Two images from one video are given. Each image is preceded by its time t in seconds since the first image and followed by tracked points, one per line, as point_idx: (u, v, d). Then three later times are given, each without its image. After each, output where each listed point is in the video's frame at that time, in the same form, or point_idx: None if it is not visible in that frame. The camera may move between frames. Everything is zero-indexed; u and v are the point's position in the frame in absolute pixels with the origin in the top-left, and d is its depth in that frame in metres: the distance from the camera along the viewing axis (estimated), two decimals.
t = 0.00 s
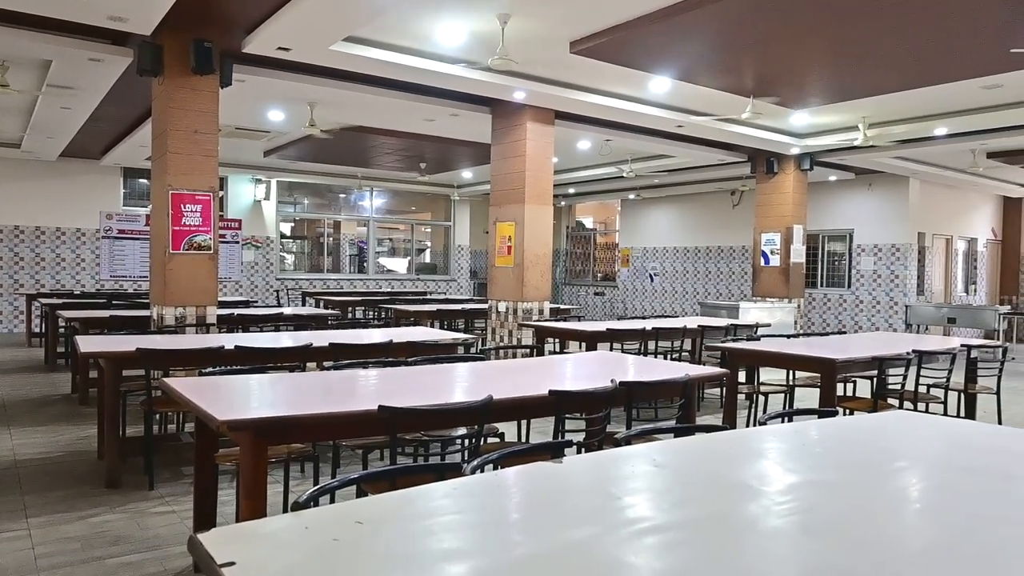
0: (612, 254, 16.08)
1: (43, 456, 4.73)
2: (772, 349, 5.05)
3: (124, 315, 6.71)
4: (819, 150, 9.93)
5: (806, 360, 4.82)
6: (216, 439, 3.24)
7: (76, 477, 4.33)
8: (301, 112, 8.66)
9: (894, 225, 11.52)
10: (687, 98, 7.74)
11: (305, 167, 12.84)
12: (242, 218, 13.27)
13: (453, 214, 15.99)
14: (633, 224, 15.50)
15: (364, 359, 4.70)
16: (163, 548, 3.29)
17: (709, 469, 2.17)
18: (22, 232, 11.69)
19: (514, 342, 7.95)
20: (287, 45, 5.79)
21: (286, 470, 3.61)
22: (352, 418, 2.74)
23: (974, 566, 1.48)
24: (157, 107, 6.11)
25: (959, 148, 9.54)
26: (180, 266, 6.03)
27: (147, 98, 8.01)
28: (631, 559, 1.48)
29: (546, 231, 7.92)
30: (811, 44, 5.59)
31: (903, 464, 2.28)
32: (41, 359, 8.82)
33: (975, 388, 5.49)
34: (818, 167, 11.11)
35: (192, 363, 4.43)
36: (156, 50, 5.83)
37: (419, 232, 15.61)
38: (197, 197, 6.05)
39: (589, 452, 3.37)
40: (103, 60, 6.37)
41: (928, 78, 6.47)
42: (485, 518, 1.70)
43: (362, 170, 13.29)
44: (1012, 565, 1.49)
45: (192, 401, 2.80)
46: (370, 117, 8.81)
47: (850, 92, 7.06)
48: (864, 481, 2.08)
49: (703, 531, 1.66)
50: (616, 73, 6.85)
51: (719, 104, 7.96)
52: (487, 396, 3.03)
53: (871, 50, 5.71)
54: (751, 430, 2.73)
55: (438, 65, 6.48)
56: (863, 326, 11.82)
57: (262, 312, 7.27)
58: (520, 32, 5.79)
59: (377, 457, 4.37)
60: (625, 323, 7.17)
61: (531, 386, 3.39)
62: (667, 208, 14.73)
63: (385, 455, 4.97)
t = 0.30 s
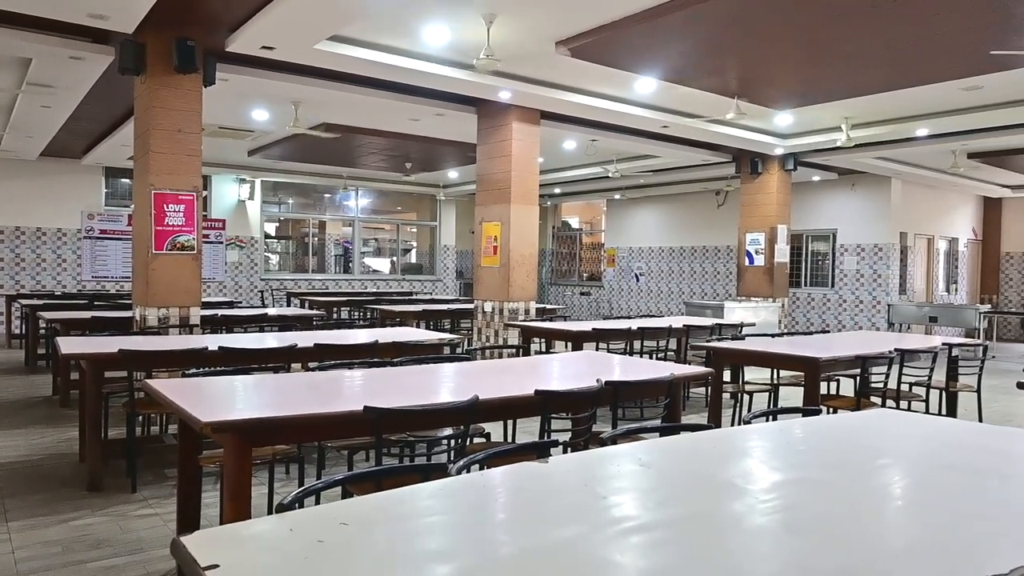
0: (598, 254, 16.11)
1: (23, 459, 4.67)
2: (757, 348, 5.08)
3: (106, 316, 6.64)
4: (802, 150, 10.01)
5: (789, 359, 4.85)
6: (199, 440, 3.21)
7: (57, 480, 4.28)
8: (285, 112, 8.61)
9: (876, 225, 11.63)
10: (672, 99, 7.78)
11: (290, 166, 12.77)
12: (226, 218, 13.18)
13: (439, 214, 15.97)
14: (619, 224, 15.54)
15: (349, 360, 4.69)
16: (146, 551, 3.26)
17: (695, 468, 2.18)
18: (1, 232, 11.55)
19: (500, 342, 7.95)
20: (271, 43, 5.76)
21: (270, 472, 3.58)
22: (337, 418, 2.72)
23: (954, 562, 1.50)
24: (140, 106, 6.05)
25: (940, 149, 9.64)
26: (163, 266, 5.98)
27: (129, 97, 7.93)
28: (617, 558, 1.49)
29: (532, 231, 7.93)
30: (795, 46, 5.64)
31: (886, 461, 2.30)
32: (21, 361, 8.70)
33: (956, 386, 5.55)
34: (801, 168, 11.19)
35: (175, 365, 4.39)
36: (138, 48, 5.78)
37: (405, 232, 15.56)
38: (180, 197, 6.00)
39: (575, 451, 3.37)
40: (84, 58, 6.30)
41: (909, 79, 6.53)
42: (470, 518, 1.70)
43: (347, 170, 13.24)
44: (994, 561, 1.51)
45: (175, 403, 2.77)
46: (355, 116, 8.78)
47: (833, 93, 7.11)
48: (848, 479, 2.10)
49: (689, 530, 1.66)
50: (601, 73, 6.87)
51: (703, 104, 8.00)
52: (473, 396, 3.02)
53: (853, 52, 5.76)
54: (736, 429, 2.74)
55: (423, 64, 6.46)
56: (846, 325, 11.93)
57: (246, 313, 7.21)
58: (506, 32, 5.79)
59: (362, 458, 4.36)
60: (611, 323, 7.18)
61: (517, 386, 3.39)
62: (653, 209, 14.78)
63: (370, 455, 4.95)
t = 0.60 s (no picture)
0: (581, 254, 16.15)
1: None
2: (738, 347, 5.12)
3: (84, 317, 6.56)
4: (783, 152, 10.10)
5: (770, 359, 4.90)
6: (180, 442, 3.18)
7: (35, 483, 4.22)
8: (267, 111, 8.56)
9: (856, 226, 11.75)
10: (654, 99, 7.81)
11: (272, 166, 12.69)
12: (207, 218, 13.06)
13: (422, 214, 15.94)
14: (602, 224, 15.59)
15: (332, 361, 4.66)
16: (125, 554, 3.22)
17: (677, 467, 2.19)
18: None
19: (484, 342, 7.94)
20: (252, 42, 5.72)
21: (251, 473, 3.56)
22: (319, 419, 2.71)
23: (931, 558, 1.52)
24: (119, 104, 5.98)
25: (918, 151, 9.77)
26: (143, 266, 5.91)
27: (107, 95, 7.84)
28: (600, 557, 1.49)
29: (515, 231, 7.93)
30: (777, 48, 5.69)
31: (865, 459, 2.33)
32: None
33: (934, 384, 5.62)
34: (782, 168, 11.29)
35: (155, 366, 4.35)
36: (117, 46, 5.72)
37: (388, 232, 15.52)
38: (160, 196, 5.94)
39: (558, 451, 3.38)
40: (62, 56, 6.22)
41: (888, 81, 6.61)
42: (454, 518, 1.70)
43: (330, 169, 13.18)
44: (970, 557, 1.53)
45: (155, 404, 2.74)
46: (338, 116, 8.74)
47: (813, 95, 7.18)
48: (828, 477, 2.12)
49: (672, 528, 1.68)
50: (585, 73, 6.89)
51: (685, 105, 8.05)
52: (456, 396, 3.02)
53: (833, 54, 5.83)
54: (718, 427, 2.76)
55: (406, 64, 6.45)
56: (827, 324, 12.05)
57: (227, 314, 7.15)
58: (488, 32, 5.79)
59: (345, 458, 4.34)
60: (594, 323, 7.20)
61: (500, 386, 3.39)
62: (636, 209, 14.84)
63: (353, 456, 4.93)
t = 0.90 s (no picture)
0: (562, 254, 16.19)
1: None
2: (717, 347, 5.16)
3: (58, 318, 6.46)
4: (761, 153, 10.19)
5: (749, 358, 4.94)
6: (156, 445, 3.14)
7: (7, 487, 4.14)
8: (246, 110, 8.49)
9: (833, 226, 11.89)
10: (634, 100, 7.85)
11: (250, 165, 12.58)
12: (184, 217, 12.91)
13: (402, 214, 15.88)
14: (582, 224, 15.63)
15: (311, 361, 4.63)
16: (99, 559, 3.18)
17: (656, 466, 2.20)
18: None
19: (464, 342, 7.93)
20: (230, 40, 5.67)
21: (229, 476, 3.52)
22: (298, 420, 2.69)
23: (907, 554, 1.55)
24: (94, 103, 5.90)
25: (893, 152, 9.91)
26: (118, 266, 5.83)
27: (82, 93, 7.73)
28: (580, 556, 1.50)
29: (496, 231, 7.92)
30: (755, 50, 5.75)
31: (843, 457, 2.36)
32: None
33: (909, 382, 5.70)
34: (761, 169, 11.39)
35: (131, 367, 4.30)
36: (92, 43, 5.64)
37: (368, 232, 15.44)
38: (136, 196, 5.87)
39: (538, 451, 3.39)
40: (35, 52, 6.14)
41: (864, 84, 6.69)
42: (435, 519, 1.69)
43: (309, 169, 13.10)
44: (945, 552, 1.56)
45: (131, 406, 2.71)
46: (317, 115, 8.69)
47: (790, 96, 7.25)
48: (807, 474, 2.15)
49: (652, 527, 1.69)
50: (565, 74, 6.90)
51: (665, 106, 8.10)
52: (436, 397, 3.01)
53: (810, 56, 5.90)
54: (698, 426, 2.78)
55: (386, 64, 6.43)
56: (804, 323, 12.17)
57: (205, 315, 7.08)
58: (468, 32, 5.79)
59: (324, 460, 4.32)
60: (575, 323, 7.21)
61: (481, 386, 3.39)
62: (616, 209, 14.91)
63: (333, 458, 4.90)
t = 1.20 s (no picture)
0: (544, 254, 16.21)
1: None
2: (697, 347, 5.19)
3: (33, 319, 6.37)
4: (741, 154, 10.28)
5: (728, 358, 4.98)
6: (134, 447, 3.10)
7: None
8: (225, 109, 8.41)
9: (811, 227, 12.02)
10: (615, 101, 7.88)
11: (230, 164, 12.47)
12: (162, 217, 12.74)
13: (384, 214, 15.82)
14: (564, 224, 15.66)
15: (292, 362, 4.60)
16: (76, 563, 3.13)
17: (637, 465, 2.21)
18: None
19: (446, 342, 7.91)
20: (208, 39, 5.61)
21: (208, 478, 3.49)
22: (278, 421, 2.67)
23: (885, 552, 1.57)
24: (69, 101, 5.82)
25: (870, 154, 10.03)
26: (95, 266, 5.76)
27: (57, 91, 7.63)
28: (562, 556, 1.50)
29: (477, 231, 7.92)
30: (734, 52, 5.80)
31: (821, 455, 2.39)
32: None
33: (885, 381, 5.77)
34: (740, 171, 11.49)
35: (108, 368, 4.23)
36: (67, 40, 5.56)
37: (349, 232, 15.37)
38: (113, 196, 5.79)
39: (520, 451, 3.38)
40: (8, 49, 6.05)
41: (841, 87, 6.77)
42: (418, 520, 1.69)
43: (290, 168, 13.02)
44: (920, 549, 1.59)
45: (107, 408, 2.67)
46: (297, 115, 8.64)
47: (769, 98, 7.32)
48: (785, 473, 2.17)
49: (633, 526, 1.69)
50: (546, 74, 6.92)
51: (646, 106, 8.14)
52: (418, 397, 3.00)
53: (788, 59, 5.96)
54: (679, 426, 2.79)
55: (368, 63, 6.40)
56: (783, 323, 12.29)
57: (183, 316, 7.02)
58: (449, 32, 5.78)
59: (304, 461, 4.30)
60: (557, 323, 7.23)
61: (462, 387, 3.38)
62: (597, 210, 14.95)
63: (313, 459, 4.87)
